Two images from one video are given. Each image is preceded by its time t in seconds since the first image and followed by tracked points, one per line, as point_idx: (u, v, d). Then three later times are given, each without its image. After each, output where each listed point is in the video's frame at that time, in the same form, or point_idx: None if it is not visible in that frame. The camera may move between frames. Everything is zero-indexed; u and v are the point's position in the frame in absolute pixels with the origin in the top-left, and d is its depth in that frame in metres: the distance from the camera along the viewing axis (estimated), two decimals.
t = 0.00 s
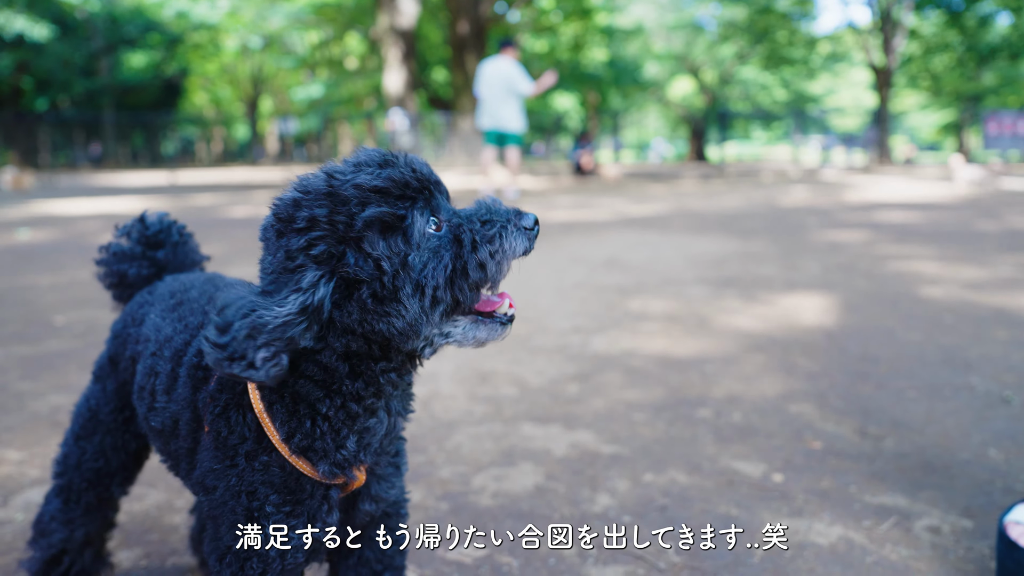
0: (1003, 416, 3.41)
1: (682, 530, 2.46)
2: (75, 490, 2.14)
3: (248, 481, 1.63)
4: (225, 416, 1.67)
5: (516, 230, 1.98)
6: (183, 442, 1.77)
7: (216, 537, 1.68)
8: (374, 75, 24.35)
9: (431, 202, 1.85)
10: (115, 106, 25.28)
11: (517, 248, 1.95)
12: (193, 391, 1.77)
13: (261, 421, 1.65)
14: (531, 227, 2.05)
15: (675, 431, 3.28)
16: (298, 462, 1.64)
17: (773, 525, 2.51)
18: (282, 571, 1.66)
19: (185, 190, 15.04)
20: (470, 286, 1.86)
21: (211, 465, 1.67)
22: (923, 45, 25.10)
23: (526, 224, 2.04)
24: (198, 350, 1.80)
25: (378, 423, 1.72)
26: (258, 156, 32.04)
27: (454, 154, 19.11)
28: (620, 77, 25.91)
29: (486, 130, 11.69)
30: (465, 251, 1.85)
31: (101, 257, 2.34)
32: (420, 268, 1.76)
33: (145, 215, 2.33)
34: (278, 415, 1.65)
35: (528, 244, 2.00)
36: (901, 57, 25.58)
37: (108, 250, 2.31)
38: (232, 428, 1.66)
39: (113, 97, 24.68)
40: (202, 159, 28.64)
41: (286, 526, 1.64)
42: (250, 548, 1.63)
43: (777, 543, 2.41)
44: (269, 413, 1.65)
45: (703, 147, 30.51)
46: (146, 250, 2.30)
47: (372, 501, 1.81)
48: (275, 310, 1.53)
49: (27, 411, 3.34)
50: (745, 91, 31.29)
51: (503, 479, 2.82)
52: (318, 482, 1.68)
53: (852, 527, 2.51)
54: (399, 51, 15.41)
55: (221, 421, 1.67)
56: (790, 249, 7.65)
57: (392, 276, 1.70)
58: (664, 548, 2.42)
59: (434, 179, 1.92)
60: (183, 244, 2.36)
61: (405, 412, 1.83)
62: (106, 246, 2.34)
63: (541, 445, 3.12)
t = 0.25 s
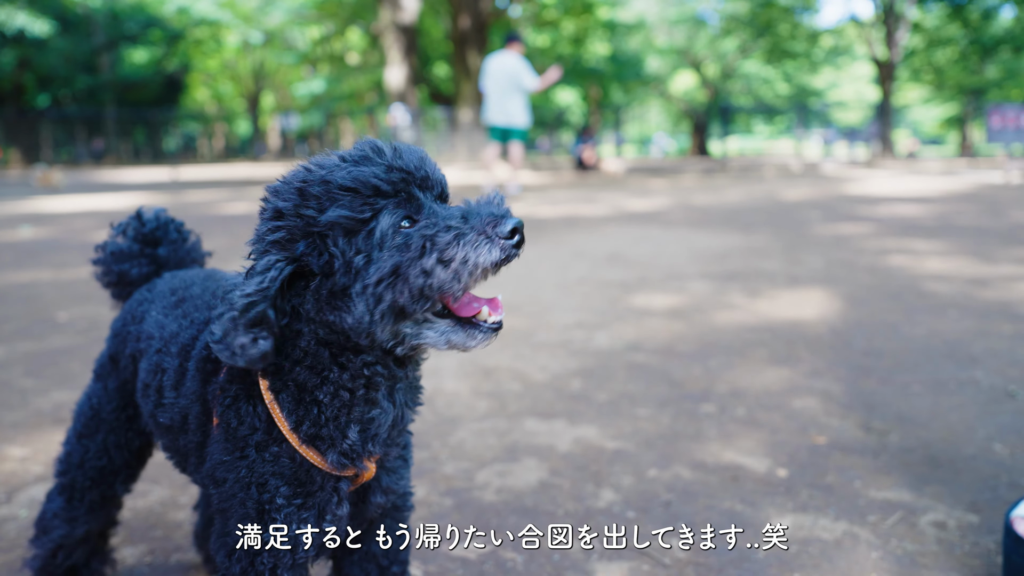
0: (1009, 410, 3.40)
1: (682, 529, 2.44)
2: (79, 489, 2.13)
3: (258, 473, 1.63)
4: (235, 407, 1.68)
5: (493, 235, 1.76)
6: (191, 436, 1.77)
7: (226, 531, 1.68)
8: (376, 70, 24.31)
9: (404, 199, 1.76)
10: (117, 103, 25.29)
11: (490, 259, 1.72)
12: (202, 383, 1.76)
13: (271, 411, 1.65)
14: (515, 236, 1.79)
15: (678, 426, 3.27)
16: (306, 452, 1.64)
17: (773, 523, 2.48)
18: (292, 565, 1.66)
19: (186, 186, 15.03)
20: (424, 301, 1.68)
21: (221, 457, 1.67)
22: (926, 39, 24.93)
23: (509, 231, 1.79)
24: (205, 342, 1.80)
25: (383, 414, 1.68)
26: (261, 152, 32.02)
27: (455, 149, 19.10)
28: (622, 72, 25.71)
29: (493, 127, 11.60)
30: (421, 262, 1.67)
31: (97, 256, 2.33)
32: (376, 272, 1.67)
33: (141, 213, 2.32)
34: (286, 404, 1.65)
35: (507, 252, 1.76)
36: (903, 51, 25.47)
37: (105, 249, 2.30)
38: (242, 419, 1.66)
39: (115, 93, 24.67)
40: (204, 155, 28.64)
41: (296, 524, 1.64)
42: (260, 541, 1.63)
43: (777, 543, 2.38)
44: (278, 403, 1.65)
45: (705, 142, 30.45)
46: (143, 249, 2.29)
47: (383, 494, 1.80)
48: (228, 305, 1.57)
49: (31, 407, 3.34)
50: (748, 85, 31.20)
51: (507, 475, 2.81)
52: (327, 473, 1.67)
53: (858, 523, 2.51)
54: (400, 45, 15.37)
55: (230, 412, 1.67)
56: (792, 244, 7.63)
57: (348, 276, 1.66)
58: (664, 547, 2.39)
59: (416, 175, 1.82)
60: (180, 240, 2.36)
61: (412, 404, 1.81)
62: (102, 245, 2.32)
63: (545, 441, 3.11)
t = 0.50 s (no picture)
0: (1012, 409, 3.40)
1: (682, 529, 2.43)
2: (85, 488, 2.13)
3: (263, 469, 1.63)
4: (245, 401, 1.68)
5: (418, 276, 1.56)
6: (203, 431, 1.77)
7: (232, 527, 1.68)
8: (376, 68, 24.31)
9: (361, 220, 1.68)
10: (118, 101, 25.33)
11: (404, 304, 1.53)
12: (215, 378, 1.76)
13: (276, 407, 1.65)
14: (440, 281, 1.57)
15: (682, 425, 3.27)
16: (307, 449, 1.63)
17: (773, 524, 2.47)
18: (296, 564, 1.65)
19: (187, 184, 15.02)
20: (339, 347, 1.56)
21: (229, 452, 1.68)
22: (927, 36, 24.86)
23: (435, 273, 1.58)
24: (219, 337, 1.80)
25: (376, 421, 1.67)
26: (261, 149, 32.02)
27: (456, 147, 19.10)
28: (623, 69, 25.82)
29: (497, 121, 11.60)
30: (336, 303, 1.56)
31: (101, 256, 2.32)
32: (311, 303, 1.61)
33: (145, 211, 2.31)
34: (289, 400, 1.65)
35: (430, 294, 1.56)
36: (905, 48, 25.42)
37: (109, 248, 2.29)
38: (250, 414, 1.67)
39: (115, 92, 24.69)
40: (205, 153, 28.66)
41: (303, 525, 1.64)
42: (264, 537, 1.63)
43: (777, 543, 2.37)
44: (282, 398, 1.65)
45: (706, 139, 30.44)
46: (149, 248, 2.29)
47: (386, 497, 1.79)
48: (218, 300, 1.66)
49: (34, 406, 3.34)
50: (749, 83, 31.28)
51: (511, 475, 2.81)
52: (329, 474, 1.67)
53: (861, 522, 2.50)
54: (401, 43, 15.36)
55: (240, 406, 1.67)
56: (794, 242, 7.62)
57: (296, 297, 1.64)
58: (665, 547, 2.39)
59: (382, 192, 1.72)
60: (183, 239, 2.35)
61: (417, 416, 1.79)
62: (106, 244, 2.32)
63: (548, 440, 3.11)
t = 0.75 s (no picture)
0: (1015, 409, 3.39)
1: (682, 529, 2.42)
2: (87, 489, 2.13)
3: (263, 462, 1.63)
4: (251, 393, 1.67)
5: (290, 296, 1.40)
6: (213, 424, 1.77)
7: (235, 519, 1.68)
8: (378, 66, 24.29)
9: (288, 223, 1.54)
10: (120, 99, 25.35)
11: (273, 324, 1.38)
12: (226, 370, 1.75)
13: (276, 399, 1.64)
14: (298, 306, 1.37)
15: (684, 425, 3.26)
16: (304, 441, 1.63)
17: (775, 524, 2.46)
18: (298, 561, 1.65)
19: (189, 183, 15.02)
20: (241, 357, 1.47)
21: (234, 442, 1.68)
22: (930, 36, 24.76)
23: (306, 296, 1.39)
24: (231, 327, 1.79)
25: (367, 420, 1.65)
26: (263, 148, 32.03)
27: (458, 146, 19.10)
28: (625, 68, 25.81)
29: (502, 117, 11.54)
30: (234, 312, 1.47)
31: (98, 254, 2.33)
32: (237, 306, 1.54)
33: (142, 210, 2.31)
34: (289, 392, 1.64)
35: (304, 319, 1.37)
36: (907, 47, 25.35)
37: (107, 247, 2.30)
38: (254, 406, 1.66)
39: (118, 90, 24.70)
40: (207, 152, 28.68)
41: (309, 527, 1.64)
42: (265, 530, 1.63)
43: (777, 543, 2.37)
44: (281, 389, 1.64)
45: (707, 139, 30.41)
46: (147, 247, 2.29)
47: (388, 498, 1.79)
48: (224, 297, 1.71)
49: (37, 405, 3.34)
50: (751, 82, 31.35)
51: (513, 474, 2.81)
52: (328, 471, 1.66)
53: (864, 522, 2.50)
54: (403, 41, 15.35)
55: (246, 398, 1.67)
56: (796, 242, 7.60)
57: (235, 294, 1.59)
58: (666, 547, 2.38)
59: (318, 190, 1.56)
60: (180, 237, 2.35)
61: (414, 419, 1.76)
62: (103, 244, 2.32)
63: (551, 439, 3.10)
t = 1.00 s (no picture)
0: (1018, 412, 3.39)
1: (682, 529, 2.43)
2: (92, 499, 2.12)
3: (248, 456, 1.67)
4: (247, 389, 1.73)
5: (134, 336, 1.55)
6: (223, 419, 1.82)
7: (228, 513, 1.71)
8: (381, 64, 24.25)
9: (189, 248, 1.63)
10: (122, 97, 25.31)
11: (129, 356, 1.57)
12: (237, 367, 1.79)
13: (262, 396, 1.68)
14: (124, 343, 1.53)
15: (687, 426, 3.26)
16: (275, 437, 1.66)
17: (773, 525, 2.47)
18: (284, 561, 1.64)
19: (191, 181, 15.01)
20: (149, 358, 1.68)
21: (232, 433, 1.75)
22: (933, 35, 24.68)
23: (142, 341, 1.53)
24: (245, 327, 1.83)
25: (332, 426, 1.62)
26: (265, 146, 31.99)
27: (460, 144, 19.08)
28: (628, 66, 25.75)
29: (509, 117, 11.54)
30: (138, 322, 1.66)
31: (86, 262, 2.26)
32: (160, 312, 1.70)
33: (133, 215, 2.29)
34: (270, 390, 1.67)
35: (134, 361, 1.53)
36: (911, 46, 25.24)
37: (96, 255, 2.24)
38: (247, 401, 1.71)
39: (120, 88, 24.65)
40: (210, 150, 28.64)
41: (296, 527, 1.64)
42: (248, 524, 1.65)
43: (777, 543, 2.38)
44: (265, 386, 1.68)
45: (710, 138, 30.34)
46: (140, 252, 2.24)
47: (374, 509, 1.73)
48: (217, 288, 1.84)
49: (40, 404, 3.35)
50: (754, 81, 31.33)
51: (516, 474, 2.81)
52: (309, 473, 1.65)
53: (867, 524, 2.50)
54: (405, 39, 15.31)
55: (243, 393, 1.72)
56: (799, 242, 7.58)
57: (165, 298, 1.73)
58: (667, 547, 2.39)
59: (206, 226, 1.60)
60: (171, 241, 2.32)
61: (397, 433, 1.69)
62: (92, 251, 2.26)
63: (553, 440, 3.10)
